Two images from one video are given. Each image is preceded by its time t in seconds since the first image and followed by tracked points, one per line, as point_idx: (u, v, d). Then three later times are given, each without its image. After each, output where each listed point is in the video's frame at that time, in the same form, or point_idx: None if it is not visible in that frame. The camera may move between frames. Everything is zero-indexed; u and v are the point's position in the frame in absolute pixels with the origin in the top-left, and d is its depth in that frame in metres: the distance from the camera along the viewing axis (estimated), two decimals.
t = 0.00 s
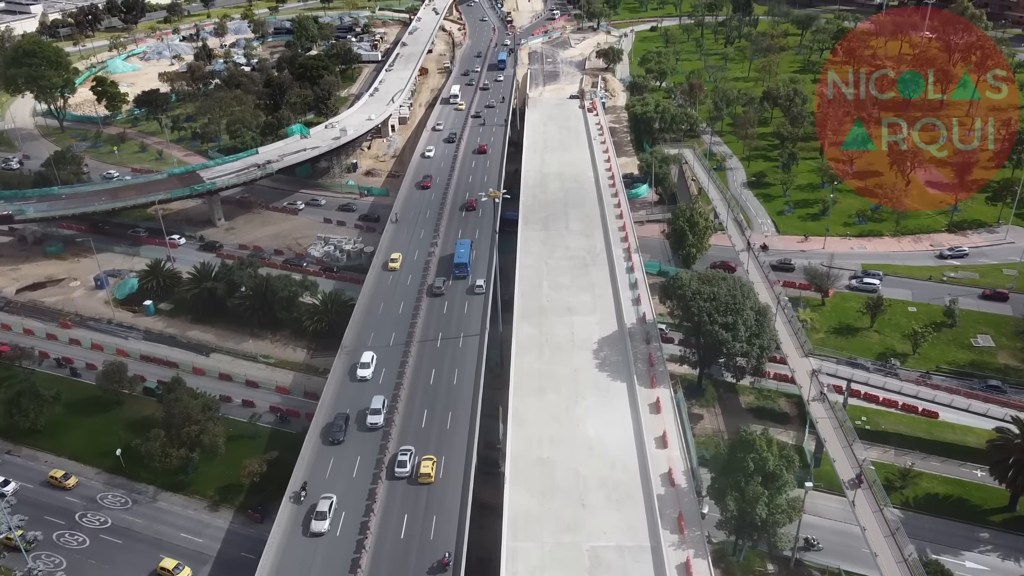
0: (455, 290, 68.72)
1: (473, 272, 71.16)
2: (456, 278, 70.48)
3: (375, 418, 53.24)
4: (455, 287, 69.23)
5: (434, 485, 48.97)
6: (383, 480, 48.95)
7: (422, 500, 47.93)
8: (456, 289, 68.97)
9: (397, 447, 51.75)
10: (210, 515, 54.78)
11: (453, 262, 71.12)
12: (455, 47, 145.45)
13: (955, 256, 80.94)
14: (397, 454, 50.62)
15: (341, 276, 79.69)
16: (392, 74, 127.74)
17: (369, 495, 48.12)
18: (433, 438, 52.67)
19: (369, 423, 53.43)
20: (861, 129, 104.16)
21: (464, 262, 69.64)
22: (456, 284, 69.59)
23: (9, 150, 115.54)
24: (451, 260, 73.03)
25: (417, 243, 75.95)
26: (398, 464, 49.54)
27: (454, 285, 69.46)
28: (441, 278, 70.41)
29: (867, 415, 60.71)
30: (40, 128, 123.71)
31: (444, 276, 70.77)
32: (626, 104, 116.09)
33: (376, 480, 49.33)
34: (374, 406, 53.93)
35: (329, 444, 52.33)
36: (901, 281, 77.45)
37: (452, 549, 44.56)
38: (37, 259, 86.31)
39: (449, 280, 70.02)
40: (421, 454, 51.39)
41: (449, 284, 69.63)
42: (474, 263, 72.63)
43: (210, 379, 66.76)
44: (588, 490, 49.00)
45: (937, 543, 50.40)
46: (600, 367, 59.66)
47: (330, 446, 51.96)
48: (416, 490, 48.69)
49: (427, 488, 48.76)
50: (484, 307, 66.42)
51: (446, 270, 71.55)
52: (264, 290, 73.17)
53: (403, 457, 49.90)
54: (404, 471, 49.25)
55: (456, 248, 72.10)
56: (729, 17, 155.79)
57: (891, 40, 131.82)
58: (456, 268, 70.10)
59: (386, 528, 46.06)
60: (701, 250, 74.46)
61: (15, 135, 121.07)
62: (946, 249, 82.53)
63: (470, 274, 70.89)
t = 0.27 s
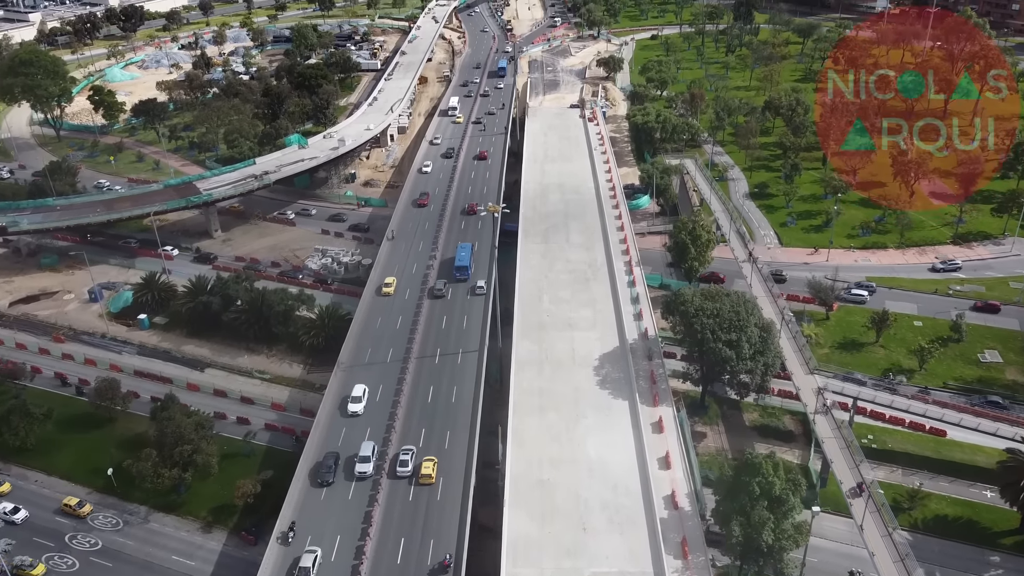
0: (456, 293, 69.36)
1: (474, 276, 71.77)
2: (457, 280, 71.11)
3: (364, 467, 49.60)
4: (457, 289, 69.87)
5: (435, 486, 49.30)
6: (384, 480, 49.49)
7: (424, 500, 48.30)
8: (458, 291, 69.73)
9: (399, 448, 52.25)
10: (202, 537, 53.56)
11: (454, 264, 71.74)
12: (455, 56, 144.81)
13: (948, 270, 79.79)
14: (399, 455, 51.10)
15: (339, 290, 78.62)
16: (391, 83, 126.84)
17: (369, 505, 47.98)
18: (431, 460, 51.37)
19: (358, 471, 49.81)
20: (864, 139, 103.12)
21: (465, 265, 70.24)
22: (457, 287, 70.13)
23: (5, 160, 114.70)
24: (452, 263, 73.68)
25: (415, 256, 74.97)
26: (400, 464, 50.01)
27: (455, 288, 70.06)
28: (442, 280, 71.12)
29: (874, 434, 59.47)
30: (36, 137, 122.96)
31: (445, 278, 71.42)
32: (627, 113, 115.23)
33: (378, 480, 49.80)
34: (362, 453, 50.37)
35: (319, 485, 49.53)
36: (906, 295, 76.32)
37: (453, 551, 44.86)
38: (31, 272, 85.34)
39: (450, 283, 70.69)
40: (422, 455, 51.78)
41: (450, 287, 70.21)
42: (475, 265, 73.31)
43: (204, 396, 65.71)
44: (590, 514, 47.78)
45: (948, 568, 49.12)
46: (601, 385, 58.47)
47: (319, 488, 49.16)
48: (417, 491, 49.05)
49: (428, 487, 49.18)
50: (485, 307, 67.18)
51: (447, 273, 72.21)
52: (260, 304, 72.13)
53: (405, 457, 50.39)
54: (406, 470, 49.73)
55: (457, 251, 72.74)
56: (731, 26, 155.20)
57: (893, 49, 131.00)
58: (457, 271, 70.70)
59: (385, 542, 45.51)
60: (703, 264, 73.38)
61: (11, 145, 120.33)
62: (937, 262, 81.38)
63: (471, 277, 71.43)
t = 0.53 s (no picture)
0: (457, 293, 69.98)
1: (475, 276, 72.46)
2: (458, 280, 71.79)
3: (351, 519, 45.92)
4: (458, 289, 70.51)
5: (436, 484, 49.63)
6: (386, 477, 49.89)
7: (425, 498, 48.62)
8: (458, 291, 70.39)
9: (400, 445, 52.67)
10: (195, 556, 52.28)
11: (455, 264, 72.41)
12: (455, 62, 143.98)
13: (941, 279, 78.73)
14: (400, 452, 51.49)
15: (336, 300, 77.50)
16: (390, 89, 125.92)
17: (367, 509, 47.69)
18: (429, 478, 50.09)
19: (344, 524, 46.01)
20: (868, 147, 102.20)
21: (466, 265, 70.89)
22: (458, 288, 70.73)
23: None
24: (453, 263, 74.35)
25: (413, 266, 74.02)
26: (401, 460, 50.42)
27: (457, 288, 70.69)
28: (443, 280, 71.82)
29: (880, 449, 58.37)
30: (32, 144, 121.99)
31: (446, 278, 72.10)
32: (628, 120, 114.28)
33: (379, 477, 50.17)
34: (350, 504, 46.53)
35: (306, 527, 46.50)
36: (912, 306, 75.23)
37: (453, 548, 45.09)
38: (25, 281, 84.25)
39: (451, 282, 71.36)
40: (423, 453, 52.11)
41: (452, 287, 70.87)
42: (476, 265, 74.00)
43: (198, 409, 64.62)
44: (591, 534, 46.53)
45: None
46: (602, 400, 57.29)
47: (307, 531, 46.19)
48: (418, 488, 49.36)
49: (429, 484, 49.55)
50: (485, 305, 67.91)
51: (448, 273, 72.89)
52: (256, 316, 71.04)
53: (406, 454, 50.81)
54: (407, 467, 50.15)
55: (458, 251, 73.37)
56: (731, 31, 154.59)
57: (895, 55, 129.94)
58: (458, 271, 71.34)
59: (383, 551, 45.06)
60: (706, 275, 72.31)
61: (7, 152, 119.39)
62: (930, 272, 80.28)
63: (471, 277, 72.07)
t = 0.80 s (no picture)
0: (458, 290, 70.55)
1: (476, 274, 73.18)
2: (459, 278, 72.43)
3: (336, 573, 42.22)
4: (459, 286, 71.13)
5: (438, 479, 50.03)
6: (387, 471, 50.32)
7: (426, 492, 49.00)
8: (459, 288, 71.02)
9: (402, 438, 53.16)
10: (187, 572, 51.05)
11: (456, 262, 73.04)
12: (454, 65, 142.99)
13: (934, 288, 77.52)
14: (402, 446, 51.97)
15: (333, 308, 76.37)
16: (389, 93, 124.94)
17: (369, 505, 47.98)
18: (427, 493, 48.84)
19: None
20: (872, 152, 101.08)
21: (467, 263, 71.55)
22: (459, 285, 71.30)
23: None
24: (454, 261, 74.97)
25: (411, 274, 73.04)
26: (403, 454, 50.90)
27: (458, 286, 71.28)
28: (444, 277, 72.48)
29: (887, 463, 57.17)
30: (28, 149, 121.01)
31: (448, 275, 72.77)
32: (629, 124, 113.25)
33: (380, 472, 50.57)
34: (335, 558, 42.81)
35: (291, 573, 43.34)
36: (917, 314, 74.09)
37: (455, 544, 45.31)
38: (18, 289, 83.15)
39: (451, 280, 71.99)
40: (424, 448, 52.53)
41: (453, 284, 71.49)
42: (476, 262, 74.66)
43: (193, 420, 63.54)
44: (592, 552, 45.32)
45: None
46: (603, 413, 56.15)
47: None
48: (420, 483, 49.74)
49: (430, 478, 50.00)
50: (485, 301, 68.68)
51: (449, 270, 73.55)
52: (251, 325, 69.96)
53: (408, 448, 51.29)
54: (409, 460, 50.64)
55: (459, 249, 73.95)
56: (733, 34, 153.66)
57: (898, 58, 127.99)
58: (459, 269, 71.99)
59: (382, 556, 44.59)
60: (709, 283, 71.23)
61: (3, 156, 118.40)
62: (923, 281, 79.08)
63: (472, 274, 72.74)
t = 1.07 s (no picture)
0: (459, 287, 71.17)
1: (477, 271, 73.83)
2: (460, 274, 73.05)
3: None
4: (461, 283, 71.76)
5: (440, 472, 50.43)
6: (389, 464, 50.72)
7: (428, 486, 49.42)
8: (460, 284, 71.65)
9: (404, 431, 53.64)
10: None
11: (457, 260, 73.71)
12: (454, 67, 141.94)
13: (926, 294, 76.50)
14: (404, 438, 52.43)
15: (330, 315, 75.25)
16: (388, 95, 123.89)
17: (371, 499, 48.21)
18: (424, 511, 47.47)
19: None
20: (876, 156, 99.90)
21: (468, 260, 72.30)
22: (460, 282, 71.88)
23: None
24: (455, 258, 75.60)
25: (410, 280, 72.04)
26: (405, 447, 51.38)
27: (459, 282, 71.91)
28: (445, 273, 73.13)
29: (894, 476, 56.00)
30: (24, 151, 119.97)
31: (448, 272, 73.39)
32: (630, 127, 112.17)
33: (382, 465, 50.93)
34: None
35: None
36: (923, 322, 72.95)
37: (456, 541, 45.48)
38: (11, 295, 82.07)
39: (452, 276, 72.60)
40: (425, 442, 52.94)
41: (454, 281, 72.11)
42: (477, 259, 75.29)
43: (186, 431, 62.46)
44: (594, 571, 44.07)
45: None
46: (605, 425, 55.04)
47: None
48: (421, 477, 50.15)
49: (431, 472, 50.39)
50: (486, 296, 69.39)
51: (450, 267, 74.19)
52: (247, 334, 68.86)
53: (410, 441, 51.75)
54: (411, 453, 51.13)
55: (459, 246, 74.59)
56: (734, 36, 152.54)
57: (901, 60, 127.35)
58: (460, 265, 72.61)
59: (382, 553, 44.74)
60: (712, 290, 70.19)
61: None
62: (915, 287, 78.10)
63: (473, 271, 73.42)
